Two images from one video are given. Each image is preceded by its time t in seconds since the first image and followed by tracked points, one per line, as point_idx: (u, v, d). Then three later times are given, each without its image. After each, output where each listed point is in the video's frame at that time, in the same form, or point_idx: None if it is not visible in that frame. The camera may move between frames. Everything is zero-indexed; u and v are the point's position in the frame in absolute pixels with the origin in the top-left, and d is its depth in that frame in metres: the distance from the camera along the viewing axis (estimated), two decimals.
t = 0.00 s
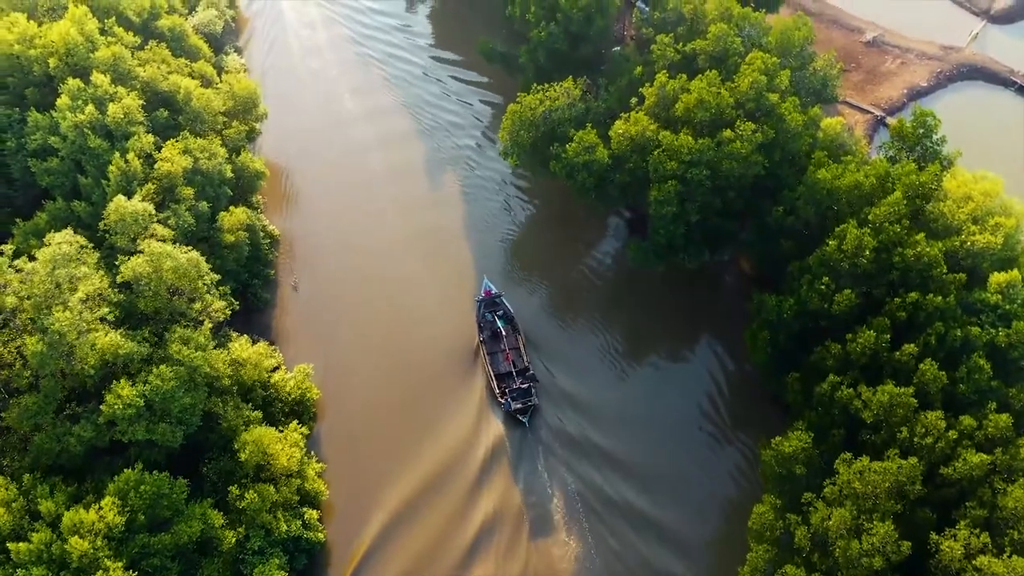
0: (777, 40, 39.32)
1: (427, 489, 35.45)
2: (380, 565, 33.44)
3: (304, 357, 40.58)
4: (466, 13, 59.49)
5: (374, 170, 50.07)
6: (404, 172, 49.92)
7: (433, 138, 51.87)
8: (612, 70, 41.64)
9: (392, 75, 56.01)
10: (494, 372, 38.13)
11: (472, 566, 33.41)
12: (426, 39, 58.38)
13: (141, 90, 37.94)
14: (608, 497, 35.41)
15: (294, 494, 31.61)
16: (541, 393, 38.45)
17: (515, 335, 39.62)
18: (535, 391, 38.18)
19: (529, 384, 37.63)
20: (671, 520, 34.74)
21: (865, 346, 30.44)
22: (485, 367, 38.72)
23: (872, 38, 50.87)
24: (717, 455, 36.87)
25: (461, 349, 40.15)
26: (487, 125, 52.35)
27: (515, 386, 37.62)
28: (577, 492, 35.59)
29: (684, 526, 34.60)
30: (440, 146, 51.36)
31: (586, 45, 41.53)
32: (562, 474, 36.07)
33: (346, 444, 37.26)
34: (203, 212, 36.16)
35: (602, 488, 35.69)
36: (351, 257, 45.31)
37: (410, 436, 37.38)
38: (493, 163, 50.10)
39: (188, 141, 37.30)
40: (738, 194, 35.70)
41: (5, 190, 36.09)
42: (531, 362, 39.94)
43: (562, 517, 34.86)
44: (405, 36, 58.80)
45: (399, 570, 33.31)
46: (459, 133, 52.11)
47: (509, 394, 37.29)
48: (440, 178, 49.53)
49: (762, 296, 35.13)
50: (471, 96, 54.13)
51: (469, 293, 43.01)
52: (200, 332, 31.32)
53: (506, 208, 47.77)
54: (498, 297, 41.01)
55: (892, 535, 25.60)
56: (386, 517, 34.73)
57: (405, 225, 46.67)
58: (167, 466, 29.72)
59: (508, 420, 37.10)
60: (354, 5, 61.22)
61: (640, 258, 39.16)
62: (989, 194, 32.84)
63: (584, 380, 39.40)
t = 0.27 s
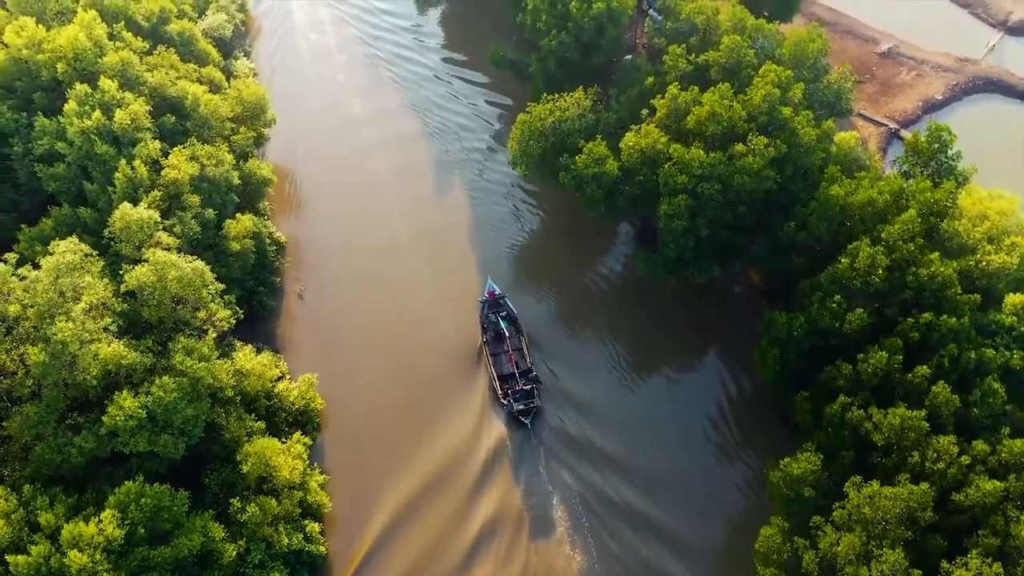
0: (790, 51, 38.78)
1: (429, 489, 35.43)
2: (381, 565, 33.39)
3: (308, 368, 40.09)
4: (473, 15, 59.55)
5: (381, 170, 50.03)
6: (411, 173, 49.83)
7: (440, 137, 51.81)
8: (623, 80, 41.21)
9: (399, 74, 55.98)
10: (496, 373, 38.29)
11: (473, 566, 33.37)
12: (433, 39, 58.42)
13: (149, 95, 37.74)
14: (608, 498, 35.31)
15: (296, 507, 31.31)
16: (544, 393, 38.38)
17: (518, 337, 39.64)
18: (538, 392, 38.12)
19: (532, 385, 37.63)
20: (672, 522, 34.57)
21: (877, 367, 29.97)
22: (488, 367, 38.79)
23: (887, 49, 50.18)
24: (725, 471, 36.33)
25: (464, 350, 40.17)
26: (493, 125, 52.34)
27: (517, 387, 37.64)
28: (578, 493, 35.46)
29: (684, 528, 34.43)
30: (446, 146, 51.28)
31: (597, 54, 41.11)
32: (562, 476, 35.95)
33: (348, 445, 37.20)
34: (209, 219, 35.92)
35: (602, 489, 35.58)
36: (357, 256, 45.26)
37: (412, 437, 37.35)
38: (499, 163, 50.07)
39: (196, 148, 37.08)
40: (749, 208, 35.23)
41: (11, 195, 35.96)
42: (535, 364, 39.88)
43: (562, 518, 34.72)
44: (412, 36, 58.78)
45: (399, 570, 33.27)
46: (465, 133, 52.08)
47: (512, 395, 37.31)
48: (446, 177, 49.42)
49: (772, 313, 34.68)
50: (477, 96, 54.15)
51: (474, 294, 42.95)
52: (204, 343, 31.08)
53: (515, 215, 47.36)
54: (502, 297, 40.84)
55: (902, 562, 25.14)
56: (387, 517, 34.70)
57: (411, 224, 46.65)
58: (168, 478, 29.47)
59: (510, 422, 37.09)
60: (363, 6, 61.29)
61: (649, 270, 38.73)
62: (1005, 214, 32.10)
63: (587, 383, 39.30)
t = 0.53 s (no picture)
0: (804, 63, 38.22)
1: (430, 489, 35.31)
2: (381, 565, 33.22)
3: (312, 377, 39.78)
4: (482, 20, 59.92)
5: (388, 172, 50.20)
6: (418, 174, 49.99)
7: (446, 138, 52.01)
8: (635, 90, 40.79)
9: (406, 75, 56.15)
10: (500, 373, 37.98)
11: (473, 566, 33.15)
12: (440, 40, 58.62)
13: (157, 101, 37.54)
14: (608, 500, 35.15)
15: (298, 520, 30.97)
16: (547, 395, 38.30)
17: (522, 338, 39.27)
18: (541, 393, 38.04)
19: (534, 387, 37.36)
20: (672, 525, 34.44)
21: (888, 389, 29.51)
22: (491, 367, 38.57)
23: (902, 60, 49.67)
24: (733, 488, 35.85)
25: (468, 351, 40.24)
26: (500, 126, 52.46)
27: (520, 388, 37.36)
28: (579, 495, 35.29)
29: (684, 531, 34.31)
30: (452, 148, 51.46)
31: (609, 64, 40.68)
32: (563, 476, 35.77)
33: (350, 445, 37.15)
34: (215, 227, 35.67)
35: (603, 491, 35.43)
36: (363, 257, 45.38)
37: (415, 437, 37.33)
38: (506, 164, 50.20)
39: (202, 155, 36.85)
40: (760, 223, 34.76)
41: (18, 200, 35.84)
42: (537, 365, 39.79)
43: (562, 518, 34.49)
44: (420, 37, 58.97)
45: (399, 570, 33.09)
46: (472, 134, 52.20)
47: (514, 396, 37.01)
48: (452, 179, 49.61)
49: (782, 330, 34.23)
50: (484, 97, 54.32)
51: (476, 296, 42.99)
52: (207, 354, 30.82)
53: (523, 225, 46.98)
54: (505, 299, 40.20)
55: None
56: (388, 517, 34.56)
57: (417, 225, 46.80)
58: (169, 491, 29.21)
59: (513, 423, 36.95)
60: (373, 6, 61.59)
61: (657, 283, 38.30)
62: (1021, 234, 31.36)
63: (590, 385, 39.22)
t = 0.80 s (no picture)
0: (817, 76, 37.66)
1: (431, 490, 35.34)
2: (382, 566, 33.17)
3: (315, 390, 39.34)
4: (492, 22, 59.96)
5: (393, 173, 50.30)
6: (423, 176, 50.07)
7: (452, 139, 52.15)
8: (645, 101, 40.39)
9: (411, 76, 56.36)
10: (502, 374, 37.92)
11: (474, 568, 33.14)
12: (446, 40, 58.74)
13: (164, 107, 37.32)
14: (609, 504, 35.10)
15: (298, 533, 30.61)
16: (550, 397, 38.32)
17: (525, 339, 39.30)
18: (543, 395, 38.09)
19: (537, 388, 37.24)
20: (673, 528, 34.38)
21: (899, 411, 29.00)
22: (494, 368, 38.61)
23: (916, 72, 49.05)
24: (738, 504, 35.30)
25: (469, 352, 40.26)
26: (505, 124, 52.51)
27: (522, 389, 37.27)
28: (580, 497, 35.29)
29: (684, 534, 34.24)
30: (457, 149, 51.54)
31: (619, 74, 40.26)
32: (563, 478, 35.82)
33: (351, 446, 37.14)
34: (219, 236, 35.42)
35: (604, 494, 35.39)
36: (367, 259, 45.43)
37: (416, 438, 37.34)
38: (511, 164, 50.29)
39: (208, 162, 36.61)
40: (771, 238, 34.29)
41: (23, 206, 35.66)
42: (539, 366, 39.77)
43: (563, 521, 34.53)
44: (427, 38, 59.12)
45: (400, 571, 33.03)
46: (477, 133, 52.32)
47: (516, 398, 36.93)
48: (456, 180, 49.69)
49: (791, 347, 33.76)
50: (488, 96, 54.47)
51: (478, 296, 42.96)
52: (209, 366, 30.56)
53: (531, 231, 46.57)
54: (509, 300, 40.28)
55: None
56: (389, 518, 34.53)
57: (421, 226, 46.91)
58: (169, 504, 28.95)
59: (514, 424, 37.03)
60: (382, 7, 61.88)
61: (665, 296, 37.87)
62: None
63: (591, 388, 39.13)
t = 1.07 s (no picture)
0: (828, 88, 37.15)
1: (431, 491, 35.45)
2: (382, 568, 33.27)
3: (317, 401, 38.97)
4: (497, 27, 59.81)
5: (397, 172, 50.39)
6: (427, 175, 50.11)
7: (455, 139, 52.11)
8: (653, 111, 40.00)
9: (416, 77, 56.39)
10: (503, 376, 38.18)
11: (473, 569, 33.19)
12: (451, 41, 58.81)
13: (168, 114, 37.04)
14: (609, 506, 34.96)
15: (298, 548, 30.23)
16: (550, 399, 38.31)
17: (526, 341, 39.68)
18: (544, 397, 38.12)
19: (537, 390, 37.46)
20: (673, 531, 34.20)
21: (908, 432, 28.52)
22: (495, 370, 38.84)
23: (928, 83, 48.54)
24: (743, 523, 34.65)
25: (471, 353, 40.35)
26: (508, 125, 52.47)
27: (523, 391, 37.50)
28: (579, 499, 35.17)
29: (684, 536, 34.03)
30: (460, 149, 51.54)
31: (627, 85, 39.86)
32: (563, 480, 35.74)
33: (353, 447, 37.31)
34: (222, 245, 35.11)
35: (604, 497, 35.24)
36: (371, 259, 45.55)
37: (416, 439, 37.47)
38: (515, 164, 50.25)
39: (212, 170, 36.32)
40: (779, 253, 33.84)
41: (25, 213, 35.41)
42: (541, 369, 39.81)
43: (562, 523, 34.39)
44: (431, 39, 59.21)
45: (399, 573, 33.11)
46: (481, 134, 52.31)
47: (517, 399, 37.14)
48: (459, 180, 49.69)
49: (799, 365, 33.32)
50: (492, 96, 54.48)
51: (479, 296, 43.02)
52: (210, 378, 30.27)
53: (537, 239, 46.23)
54: (510, 300, 40.91)
55: None
56: (389, 520, 34.67)
57: (424, 227, 47.00)
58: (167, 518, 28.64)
59: (515, 426, 37.09)
60: (387, 9, 62.11)
61: (670, 309, 37.49)
62: None
63: (593, 392, 39.10)
